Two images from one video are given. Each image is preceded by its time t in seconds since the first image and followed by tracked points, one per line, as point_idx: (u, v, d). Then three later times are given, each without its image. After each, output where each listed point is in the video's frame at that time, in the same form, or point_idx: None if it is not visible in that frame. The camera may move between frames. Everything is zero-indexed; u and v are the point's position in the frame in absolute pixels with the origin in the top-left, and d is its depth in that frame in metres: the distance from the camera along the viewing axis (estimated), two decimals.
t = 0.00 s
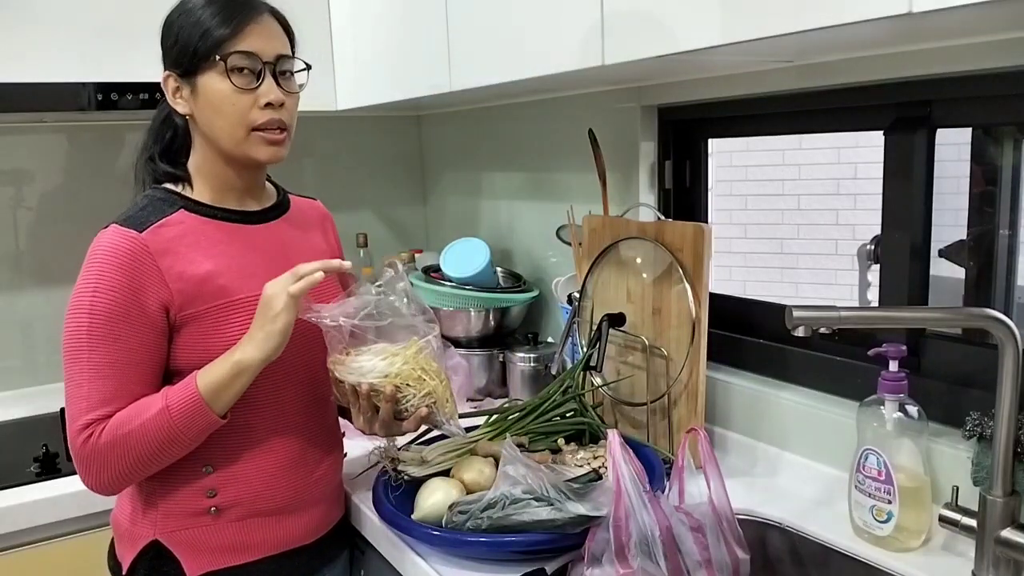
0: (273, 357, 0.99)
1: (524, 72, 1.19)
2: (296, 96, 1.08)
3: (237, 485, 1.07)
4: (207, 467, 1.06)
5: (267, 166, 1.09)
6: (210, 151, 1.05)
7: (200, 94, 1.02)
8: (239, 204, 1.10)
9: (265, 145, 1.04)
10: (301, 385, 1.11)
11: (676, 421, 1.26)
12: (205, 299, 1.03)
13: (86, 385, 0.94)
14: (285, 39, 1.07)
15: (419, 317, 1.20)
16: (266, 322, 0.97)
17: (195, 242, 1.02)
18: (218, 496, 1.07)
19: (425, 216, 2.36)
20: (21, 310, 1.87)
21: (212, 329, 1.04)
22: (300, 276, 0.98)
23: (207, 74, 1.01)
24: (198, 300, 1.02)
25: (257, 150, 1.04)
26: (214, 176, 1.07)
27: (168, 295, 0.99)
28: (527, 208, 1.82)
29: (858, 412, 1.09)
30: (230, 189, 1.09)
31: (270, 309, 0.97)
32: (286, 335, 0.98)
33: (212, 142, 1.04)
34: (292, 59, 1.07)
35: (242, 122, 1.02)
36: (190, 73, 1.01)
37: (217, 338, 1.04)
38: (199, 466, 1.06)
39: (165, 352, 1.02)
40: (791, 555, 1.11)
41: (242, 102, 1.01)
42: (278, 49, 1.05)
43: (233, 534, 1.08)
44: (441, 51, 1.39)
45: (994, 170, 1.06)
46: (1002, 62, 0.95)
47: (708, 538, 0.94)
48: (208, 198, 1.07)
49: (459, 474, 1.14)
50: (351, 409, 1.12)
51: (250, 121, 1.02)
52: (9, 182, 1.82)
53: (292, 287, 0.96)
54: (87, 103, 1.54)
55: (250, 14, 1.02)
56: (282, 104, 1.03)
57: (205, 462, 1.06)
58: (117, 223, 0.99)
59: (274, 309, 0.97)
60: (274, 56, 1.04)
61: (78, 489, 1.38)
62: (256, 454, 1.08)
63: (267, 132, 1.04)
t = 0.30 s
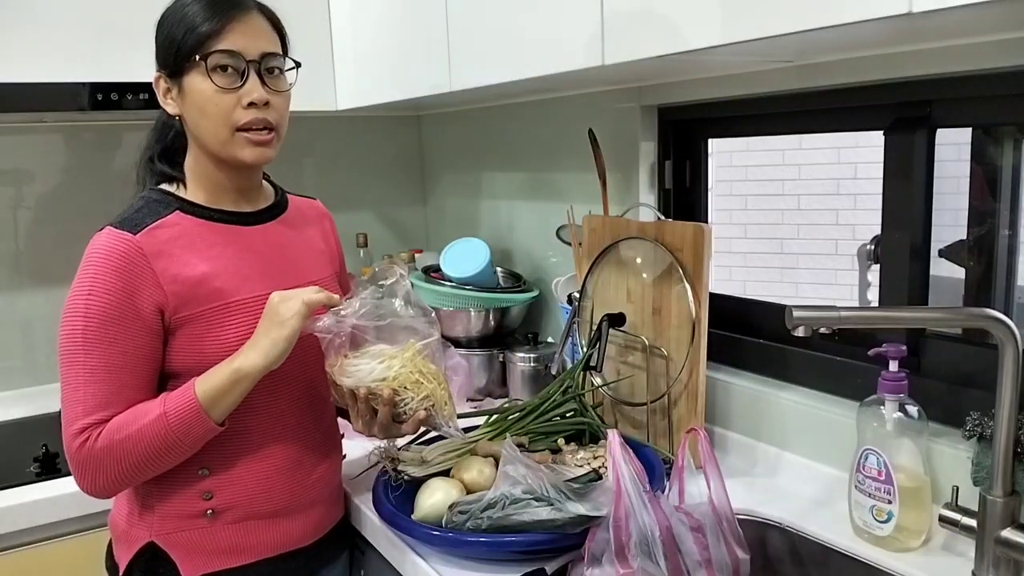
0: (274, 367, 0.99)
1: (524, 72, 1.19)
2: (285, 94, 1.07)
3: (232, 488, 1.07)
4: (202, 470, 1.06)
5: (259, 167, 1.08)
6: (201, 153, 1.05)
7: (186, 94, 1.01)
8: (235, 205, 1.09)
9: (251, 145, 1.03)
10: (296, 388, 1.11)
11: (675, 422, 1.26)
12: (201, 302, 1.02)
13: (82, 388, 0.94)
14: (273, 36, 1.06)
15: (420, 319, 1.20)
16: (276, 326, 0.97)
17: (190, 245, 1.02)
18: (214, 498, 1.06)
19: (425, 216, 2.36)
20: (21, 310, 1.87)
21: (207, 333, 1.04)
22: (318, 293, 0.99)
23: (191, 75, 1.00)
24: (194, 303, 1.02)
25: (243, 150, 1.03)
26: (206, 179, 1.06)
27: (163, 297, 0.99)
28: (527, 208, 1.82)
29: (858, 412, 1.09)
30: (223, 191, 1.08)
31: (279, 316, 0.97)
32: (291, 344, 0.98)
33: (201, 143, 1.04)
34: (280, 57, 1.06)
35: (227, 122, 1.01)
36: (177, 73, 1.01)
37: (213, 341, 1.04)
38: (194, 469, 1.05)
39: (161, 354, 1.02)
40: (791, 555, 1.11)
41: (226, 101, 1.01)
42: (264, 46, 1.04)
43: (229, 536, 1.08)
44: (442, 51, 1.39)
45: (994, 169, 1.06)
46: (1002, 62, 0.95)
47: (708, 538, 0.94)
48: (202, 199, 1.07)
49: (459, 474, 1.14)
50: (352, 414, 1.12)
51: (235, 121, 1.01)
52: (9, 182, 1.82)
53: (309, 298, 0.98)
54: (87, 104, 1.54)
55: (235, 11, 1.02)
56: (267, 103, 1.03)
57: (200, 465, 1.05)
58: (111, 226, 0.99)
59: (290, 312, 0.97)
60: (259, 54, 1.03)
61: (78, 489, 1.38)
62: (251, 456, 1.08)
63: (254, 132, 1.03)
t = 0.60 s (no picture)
0: (267, 361, 0.99)
1: (524, 72, 1.19)
2: (285, 96, 1.07)
3: (230, 489, 1.07)
4: (201, 471, 1.06)
5: (258, 168, 1.07)
6: (200, 154, 1.05)
7: (185, 95, 1.02)
8: (233, 207, 1.09)
9: (249, 147, 1.03)
10: (295, 390, 1.11)
11: (675, 421, 1.26)
12: (198, 303, 1.03)
13: (80, 388, 0.94)
14: (273, 38, 1.06)
15: (418, 317, 1.20)
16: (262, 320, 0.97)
17: (190, 246, 1.02)
18: (212, 499, 1.07)
19: (425, 216, 2.37)
20: (22, 310, 1.87)
21: (207, 335, 1.04)
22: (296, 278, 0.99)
23: (189, 76, 1.01)
24: (191, 304, 1.02)
25: (240, 152, 1.03)
26: (206, 179, 1.06)
27: (161, 298, 0.99)
28: (527, 208, 1.83)
29: (858, 412, 1.09)
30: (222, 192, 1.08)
31: (265, 309, 0.97)
32: (280, 337, 0.98)
33: (199, 144, 1.04)
34: (280, 57, 1.06)
35: (225, 124, 1.01)
36: (176, 73, 1.01)
37: (211, 342, 1.04)
38: (192, 470, 1.06)
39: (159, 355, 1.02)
40: (791, 555, 1.11)
41: (224, 103, 1.01)
42: (264, 47, 1.04)
43: (226, 537, 1.08)
44: (442, 51, 1.39)
45: (994, 169, 1.06)
46: (1002, 63, 0.96)
47: (708, 538, 0.95)
48: (200, 200, 1.07)
49: (459, 473, 1.14)
50: (349, 411, 1.13)
51: (232, 123, 1.01)
52: (9, 182, 1.82)
53: (289, 287, 0.98)
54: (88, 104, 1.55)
55: (235, 12, 1.02)
56: (264, 104, 1.02)
57: (199, 466, 1.06)
58: (109, 227, 0.99)
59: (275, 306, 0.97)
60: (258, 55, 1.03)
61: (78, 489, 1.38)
62: (250, 458, 1.08)
63: (251, 134, 1.03)
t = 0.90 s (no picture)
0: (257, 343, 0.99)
1: (524, 72, 1.19)
2: (291, 101, 1.06)
3: (230, 490, 1.07)
4: (201, 471, 1.06)
5: (261, 172, 1.07)
6: (203, 154, 1.05)
7: (192, 96, 1.01)
8: (234, 209, 1.09)
9: (253, 150, 1.03)
10: (297, 392, 1.11)
11: (675, 422, 1.26)
12: (199, 305, 1.03)
13: (80, 389, 0.94)
14: (281, 42, 1.06)
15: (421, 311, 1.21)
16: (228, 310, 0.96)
17: (190, 247, 1.02)
18: (212, 500, 1.07)
19: (425, 216, 2.36)
20: (22, 310, 1.87)
21: (207, 336, 1.04)
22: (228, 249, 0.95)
23: (196, 76, 1.00)
24: (192, 306, 1.02)
25: (244, 155, 1.02)
26: (209, 181, 1.06)
27: (161, 300, 0.99)
28: (528, 208, 1.82)
29: (858, 412, 1.09)
30: (224, 194, 1.08)
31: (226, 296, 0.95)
32: (254, 309, 0.96)
33: (204, 146, 1.03)
34: (288, 60, 1.06)
35: (231, 126, 1.01)
36: (183, 73, 1.01)
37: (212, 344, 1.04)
38: (192, 470, 1.05)
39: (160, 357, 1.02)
40: (791, 555, 1.11)
41: (231, 105, 1.00)
42: (272, 51, 1.04)
43: (226, 537, 1.08)
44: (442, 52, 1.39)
45: (994, 170, 1.06)
46: (1002, 63, 0.95)
47: (708, 538, 0.94)
48: (201, 202, 1.06)
49: (459, 474, 1.14)
50: (355, 403, 1.13)
51: (239, 126, 1.01)
52: (9, 182, 1.82)
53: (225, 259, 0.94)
54: (88, 104, 1.55)
55: (245, 15, 1.02)
56: (272, 108, 1.02)
57: (199, 466, 1.06)
58: (110, 227, 0.99)
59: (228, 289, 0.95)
60: (267, 58, 1.03)
61: (78, 489, 1.38)
62: (250, 460, 1.08)
63: (256, 137, 1.03)
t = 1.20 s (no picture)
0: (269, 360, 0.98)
1: (524, 72, 1.19)
2: (295, 104, 1.06)
3: (234, 491, 1.07)
4: (203, 473, 1.06)
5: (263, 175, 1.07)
6: (205, 155, 1.04)
7: (195, 97, 1.01)
8: (235, 211, 1.09)
9: (256, 154, 1.03)
10: (300, 393, 1.11)
11: (675, 421, 1.26)
12: (201, 307, 1.03)
13: (83, 393, 0.94)
14: (286, 44, 1.06)
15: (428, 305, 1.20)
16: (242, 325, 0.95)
17: (191, 249, 1.02)
18: (215, 501, 1.07)
19: (425, 216, 2.37)
20: (21, 311, 1.87)
21: (209, 337, 1.04)
22: (247, 268, 0.93)
23: (200, 78, 1.00)
24: (194, 308, 1.02)
25: (247, 158, 1.02)
26: (211, 181, 1.06)
27: (162, 302, 0.99)
28: (528, 208, 1.82)
29: (858, 412, 1.09)
30: (226, 195, 1.08)
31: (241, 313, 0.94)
32: (271, 331, 0.96)
33: (206, 147, 1.03)
34: (292, 63, 1.06)
35: (235, 129, 1.01)
36: (187, 73, 1.00)
37: (215, 345, 1.04)
38: (194, 472, 1.05)
39: (161, 359, 1.02)
40: (791, 555, 1.11)
41: (236, 108, 1.00)
42: (277, 53, 1.03)
43: (229, 538, 1.08)
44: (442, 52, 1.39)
45: (994, 170, 1.06)
46: (1002, 63, 0.95)
47: (708, 538, 0.94)
48: (202, 202, 1.06)
49: (459, 474, 1.14)
50: (364, 400, 1.14)
51: (243, 129, 1.01)
52: (9, 182, 1.82)
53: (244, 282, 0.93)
54: (87, 104, 1.55)
55: (251, 17, 1.01)
56: (276, 112, 1.02)
57: (201, 467, 1.05)
58: (111, 229, 0.99)
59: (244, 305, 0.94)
60: (272, 61, 1.03)
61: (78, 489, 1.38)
62: (253, 461, 1.08)
63: (260, 141, 1.03)
